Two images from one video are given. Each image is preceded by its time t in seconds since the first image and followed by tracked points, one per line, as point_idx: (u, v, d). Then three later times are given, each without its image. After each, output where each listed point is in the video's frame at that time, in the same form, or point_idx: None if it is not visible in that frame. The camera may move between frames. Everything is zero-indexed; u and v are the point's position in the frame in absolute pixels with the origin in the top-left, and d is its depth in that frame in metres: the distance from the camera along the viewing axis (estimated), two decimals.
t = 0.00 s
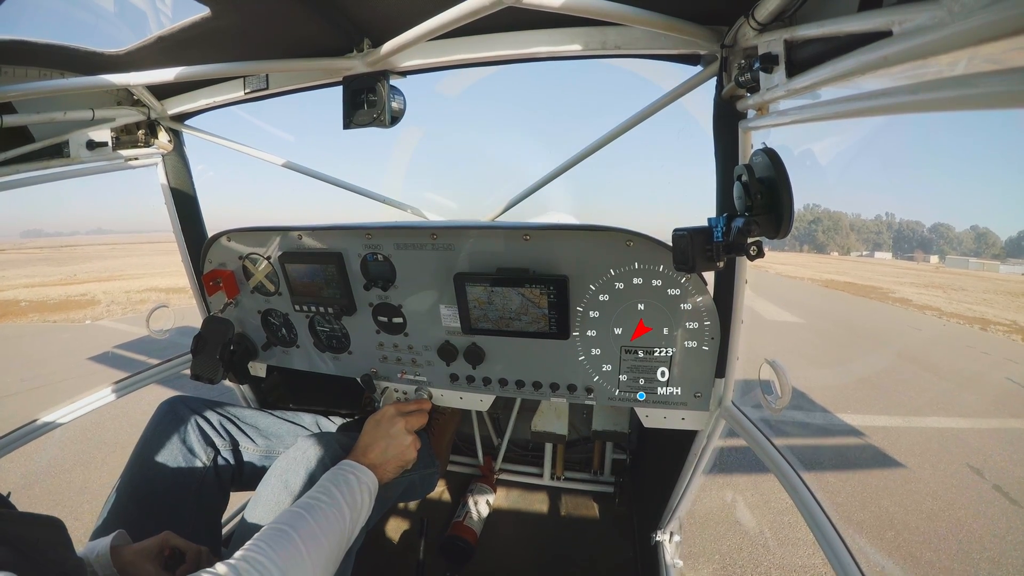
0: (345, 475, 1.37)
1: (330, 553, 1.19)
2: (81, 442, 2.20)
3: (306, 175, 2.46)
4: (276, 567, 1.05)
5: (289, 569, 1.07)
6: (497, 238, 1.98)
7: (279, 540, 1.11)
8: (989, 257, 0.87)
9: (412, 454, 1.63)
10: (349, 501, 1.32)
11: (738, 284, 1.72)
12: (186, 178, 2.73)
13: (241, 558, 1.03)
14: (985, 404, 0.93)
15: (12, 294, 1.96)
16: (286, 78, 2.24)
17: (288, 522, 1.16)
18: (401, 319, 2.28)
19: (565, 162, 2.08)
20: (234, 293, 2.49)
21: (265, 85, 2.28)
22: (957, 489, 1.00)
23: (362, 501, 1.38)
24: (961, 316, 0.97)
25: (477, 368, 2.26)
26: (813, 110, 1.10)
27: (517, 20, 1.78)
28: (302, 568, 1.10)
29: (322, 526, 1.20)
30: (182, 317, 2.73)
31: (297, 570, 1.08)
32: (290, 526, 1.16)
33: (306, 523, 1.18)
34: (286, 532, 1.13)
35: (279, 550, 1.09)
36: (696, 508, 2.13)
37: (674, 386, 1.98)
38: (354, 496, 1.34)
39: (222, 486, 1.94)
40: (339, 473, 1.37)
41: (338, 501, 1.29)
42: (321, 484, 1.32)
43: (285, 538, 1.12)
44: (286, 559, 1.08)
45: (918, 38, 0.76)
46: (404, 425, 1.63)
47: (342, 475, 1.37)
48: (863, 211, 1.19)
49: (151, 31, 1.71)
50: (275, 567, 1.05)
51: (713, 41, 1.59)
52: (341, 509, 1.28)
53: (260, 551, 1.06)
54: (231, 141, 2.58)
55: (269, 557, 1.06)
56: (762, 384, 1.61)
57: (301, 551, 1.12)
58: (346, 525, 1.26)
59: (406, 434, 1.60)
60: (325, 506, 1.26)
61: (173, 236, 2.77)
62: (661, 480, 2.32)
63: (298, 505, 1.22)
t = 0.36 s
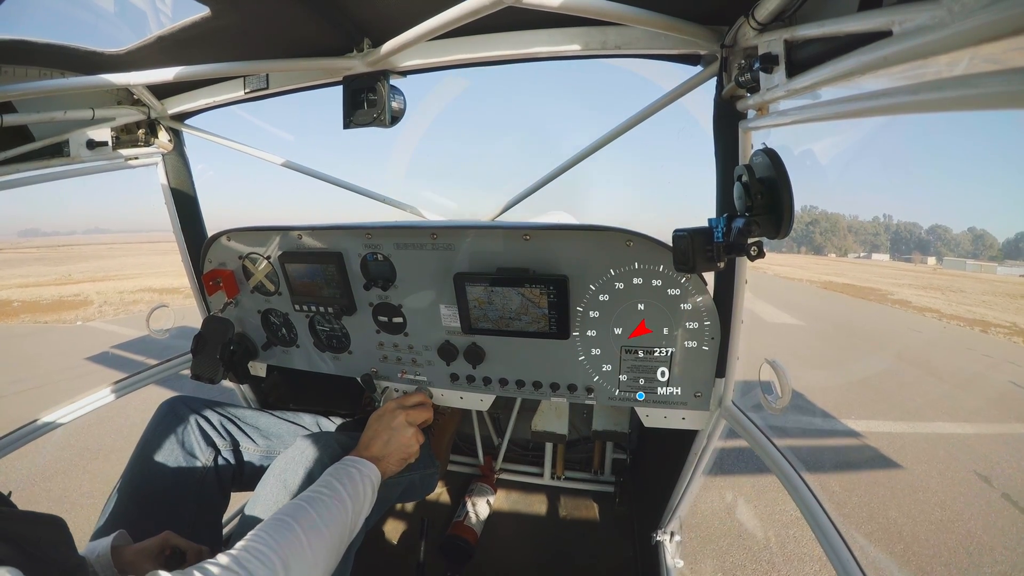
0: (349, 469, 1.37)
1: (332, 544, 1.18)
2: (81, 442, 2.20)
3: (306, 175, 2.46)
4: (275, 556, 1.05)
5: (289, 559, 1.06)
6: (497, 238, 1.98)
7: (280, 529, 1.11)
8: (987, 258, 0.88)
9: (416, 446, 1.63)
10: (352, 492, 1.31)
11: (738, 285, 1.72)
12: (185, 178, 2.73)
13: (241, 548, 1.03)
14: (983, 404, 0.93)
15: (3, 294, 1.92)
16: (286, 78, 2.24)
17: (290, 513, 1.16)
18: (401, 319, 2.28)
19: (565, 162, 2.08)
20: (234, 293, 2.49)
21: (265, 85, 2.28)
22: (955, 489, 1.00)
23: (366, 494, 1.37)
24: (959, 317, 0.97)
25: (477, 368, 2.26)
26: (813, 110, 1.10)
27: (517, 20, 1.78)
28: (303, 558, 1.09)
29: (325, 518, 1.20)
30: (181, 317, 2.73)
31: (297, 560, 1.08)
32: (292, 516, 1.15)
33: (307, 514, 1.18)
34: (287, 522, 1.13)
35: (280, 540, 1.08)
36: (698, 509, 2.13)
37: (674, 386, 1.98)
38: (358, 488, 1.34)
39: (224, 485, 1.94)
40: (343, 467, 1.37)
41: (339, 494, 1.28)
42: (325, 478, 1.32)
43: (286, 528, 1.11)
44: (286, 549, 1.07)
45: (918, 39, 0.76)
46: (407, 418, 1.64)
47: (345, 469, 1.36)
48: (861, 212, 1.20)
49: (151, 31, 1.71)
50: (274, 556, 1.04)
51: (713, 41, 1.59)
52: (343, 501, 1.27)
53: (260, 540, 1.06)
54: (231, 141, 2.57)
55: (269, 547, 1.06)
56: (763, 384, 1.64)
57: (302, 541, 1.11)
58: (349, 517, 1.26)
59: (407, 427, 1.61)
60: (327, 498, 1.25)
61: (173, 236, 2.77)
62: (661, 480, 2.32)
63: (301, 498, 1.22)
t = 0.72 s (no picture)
0: (352, 462, 1.38)
1: (336, 533, 1.17)
2: (81, 442, 2.20)
3: (306, 175, 2.46)
4: (280, 540, 1.04)
5: (293, 544, 1.06)
6: (497, 238, 1.98)
7: (285, 515, 1.11)
8: (983, 258, 0.89)
9: (421, 438, 1.65)
10: (354, 484, 1.32)
11: (739, 285, 1.72)
12: (185, 178, 2.73)
13: (246, 530, 1.03)
14: (985, 404, 0.93)
15: None
16: (286, 78, 2.24)
17: (294, 500, 1.17)
18: (401, 319, 2.28)
19: (565, 162, 2.08)
20: (234, 293, 2.49)
21: (265, 85, 2.28)
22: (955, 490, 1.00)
23: (369, 487, 1.37)
24: (958, 317, 0.97)
25: (477, 368, 2.26)
26: (812, 110, 1.10)
27: (517, 20, 1.78)
28: (307, 545, 1.09)
29: (328, 507, 1.20)
30: (181, 317, 2.73)
31: (301, 546, 1.07)
32: (296, 503, 1.16)
33: (311, 502, 1.18)
34: (291, 509, 1.13)
35: (285, 524, 1.08)
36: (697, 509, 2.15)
37: (674, 386, 1.98)
38: (360, 480, 1.34)
39: (224, 486, 1.94)
40: (347, 461, 1.38)
41: (342, 486, 1.28)
42: (328, 470, 1.33)
43: (290, 513, 1.12)
44: (291, 533, 1.07)
45: (918, 39, 0.76)
46: (411, 410, 1.65)
47: (349, 463, 1.38)
48: (858, 212, 1.20)
49: (151, 31, 1.71)
50: (279, 541, 1.04)
51: (713, 41, 1.59)
52: (346, 493, 1.27)
53: (266, 525, 1.06)
54: (230, 141, 2.57)
55: (275, 531, 1.06)
56: (762, 384, 1.63)
57: (306, 527, 1.11)
58: (351, 509, 1.25)
59: (413, 418, 1.63)
60: (330, 489, 1.25)
61: (173, 236, 2.78)
62: (660, 480, 2.33)
63: (305, 487, 1.23)
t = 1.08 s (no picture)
0: (366, 462, 1.38)
1: (344, 530, 1.17)
2: (82, 442, 2.20)
3: (307, 175, 2.46)
4: (292, 532, 1.04)
5: (305, 538, 1.06)
6: (497, 238, 1.98)
7: (297, 509, 1.11)
8: (983, 258, 0.89)
9: (429, 430, 1.63)
10: (367, 482, 1.32)
11: (739, 285, 1.73)
12: (185, 178, 2.73)
13: (258, 522, 1.03)
14: (986, 403, 0.93)
15: None
16: (286, 77, 2.24)
17: (306, 496, 1.17)
18: (401, 319, 2.28)
19: (565, 162, 2.08)
20: (234, 293, 2.50)
21: (265, 85, 2.28)
22: (955, 489, 1.00)
23: (380, 487, 1.37)
24: (959, 316, 0.98)
25: (477, 368, 2.27)
26: (812, 110, 1.10)
27: (517, 20, 1.78)
28: (317, 539, 1.09)
29: (340, 504, 1.19)
30: (181, 317, 2.73)
31: (312, 541, 1.07)
32: (308, 499, 1.16)
33: (323, 498, 1.18)
34: (303, 504, 1.14)
35: (296, 518, 1.08)
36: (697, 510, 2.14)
37: (674, 386, 1.98)
38: (373, 479, 1.34)
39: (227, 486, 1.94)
40: (361, 460, 1.39)
41: (354, 484, 1.28)
42: (340, 468, 1.33)
43: (302, 508, 1.12)
44: (303, 526, 1.07)
45: (918, 39, 0.77)
46: (412, 406, 1.64)
47: (362, 462, 1.38)
48: (856, 212, 1.21)
49: (151, 31, 1.71)
50: (290, 533, 1.04)
51: (713, 41, 1.59)
52: (357, 491, 1.27)
53: (277, 517, 1.06)
54: (230, 141, 2.58)
55: (286, 523, 1.06)
56: (762, 384, 1.65)
57: (318, 522, 1.11)
58: (361, 508, 1.25)
59: (418, 413, 1.62)
60: (342, 487, 1.25)
61: (173, 236, 2.78)
62: (660, 480, 2.34)
63: (317, 484, 1.23)
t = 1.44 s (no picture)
0: (361, 482, 1.36)
1: (342, 559, 1.17)
2: (83, 442, 2.20)
3: (307, 174, 2.46)
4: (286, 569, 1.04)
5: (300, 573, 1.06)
6: (498, 238, 1.98)
7: (291, 543, 1.11)
8: (987, 259, 0.89)
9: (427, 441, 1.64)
10: (365, 505, 1.30)
11: (739, 286, 1.74)
12: (186, 178, 2.73)
13: (251, 562, 1.03)
14: (988, 404, 0.93)
15: None
16: (286, 77, 2.24)
17: (301, 527, 1.16)
18: (401, 319, 2.28)
19: (565, 162, 2.07)
20: (234, 293, 2.50)
21: (265, 85, 2.28)
22: (956, 489, 1.00)
23: (379, 506, 1.36)
24: (962, 317, 0.97)
25: (478, 368, 2.27)
26: (813, 110, 1.10)
27: (518, 20, 1.78)
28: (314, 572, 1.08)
29: (336, 531, 1.19)
30: (182, 317, 2.73)
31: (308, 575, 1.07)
32: (303, 531, 1.15)
33: (319, 527, 1.17)
34: (298, 537, 1.13)
35: (291, 554, 1.08)
36: (697, 510, 2.15)
37: (674, 386, 1.98)
38: (372, 500, 1.33)
39: (228, 485, 1.96)
40: (355, 480, 1.36)
41: (352, 506, 1.28)
42: (335, 491, 1.31)
43: (297, 541, 1.11)
44: (298, 562, 1.07)
45: (918, 39, 0.77)
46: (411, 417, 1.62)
47: (357, 482, 1.35)
48: (859, 214, 1.21)
49: (151, 30, 1.72)
50: (285, 570, 1.04)
51: (714, 41, 1.59)
52: (355, 513, 1.26)
53: (270, 554, 1.06)
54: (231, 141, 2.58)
55: (280, 560, 1.06)
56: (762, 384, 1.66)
57: (315, 555, 1.11)
58: (361, 530, 1.25)
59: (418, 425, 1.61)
60: (339, 511, 1.24)
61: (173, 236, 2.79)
62: (660, 480, 2.35)
63: (311, 512, 1.22)
